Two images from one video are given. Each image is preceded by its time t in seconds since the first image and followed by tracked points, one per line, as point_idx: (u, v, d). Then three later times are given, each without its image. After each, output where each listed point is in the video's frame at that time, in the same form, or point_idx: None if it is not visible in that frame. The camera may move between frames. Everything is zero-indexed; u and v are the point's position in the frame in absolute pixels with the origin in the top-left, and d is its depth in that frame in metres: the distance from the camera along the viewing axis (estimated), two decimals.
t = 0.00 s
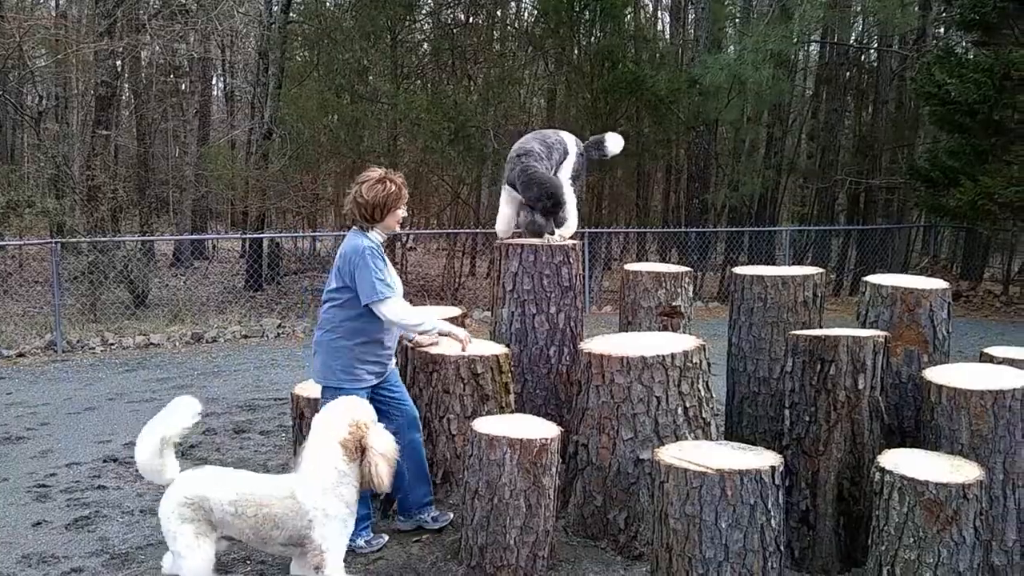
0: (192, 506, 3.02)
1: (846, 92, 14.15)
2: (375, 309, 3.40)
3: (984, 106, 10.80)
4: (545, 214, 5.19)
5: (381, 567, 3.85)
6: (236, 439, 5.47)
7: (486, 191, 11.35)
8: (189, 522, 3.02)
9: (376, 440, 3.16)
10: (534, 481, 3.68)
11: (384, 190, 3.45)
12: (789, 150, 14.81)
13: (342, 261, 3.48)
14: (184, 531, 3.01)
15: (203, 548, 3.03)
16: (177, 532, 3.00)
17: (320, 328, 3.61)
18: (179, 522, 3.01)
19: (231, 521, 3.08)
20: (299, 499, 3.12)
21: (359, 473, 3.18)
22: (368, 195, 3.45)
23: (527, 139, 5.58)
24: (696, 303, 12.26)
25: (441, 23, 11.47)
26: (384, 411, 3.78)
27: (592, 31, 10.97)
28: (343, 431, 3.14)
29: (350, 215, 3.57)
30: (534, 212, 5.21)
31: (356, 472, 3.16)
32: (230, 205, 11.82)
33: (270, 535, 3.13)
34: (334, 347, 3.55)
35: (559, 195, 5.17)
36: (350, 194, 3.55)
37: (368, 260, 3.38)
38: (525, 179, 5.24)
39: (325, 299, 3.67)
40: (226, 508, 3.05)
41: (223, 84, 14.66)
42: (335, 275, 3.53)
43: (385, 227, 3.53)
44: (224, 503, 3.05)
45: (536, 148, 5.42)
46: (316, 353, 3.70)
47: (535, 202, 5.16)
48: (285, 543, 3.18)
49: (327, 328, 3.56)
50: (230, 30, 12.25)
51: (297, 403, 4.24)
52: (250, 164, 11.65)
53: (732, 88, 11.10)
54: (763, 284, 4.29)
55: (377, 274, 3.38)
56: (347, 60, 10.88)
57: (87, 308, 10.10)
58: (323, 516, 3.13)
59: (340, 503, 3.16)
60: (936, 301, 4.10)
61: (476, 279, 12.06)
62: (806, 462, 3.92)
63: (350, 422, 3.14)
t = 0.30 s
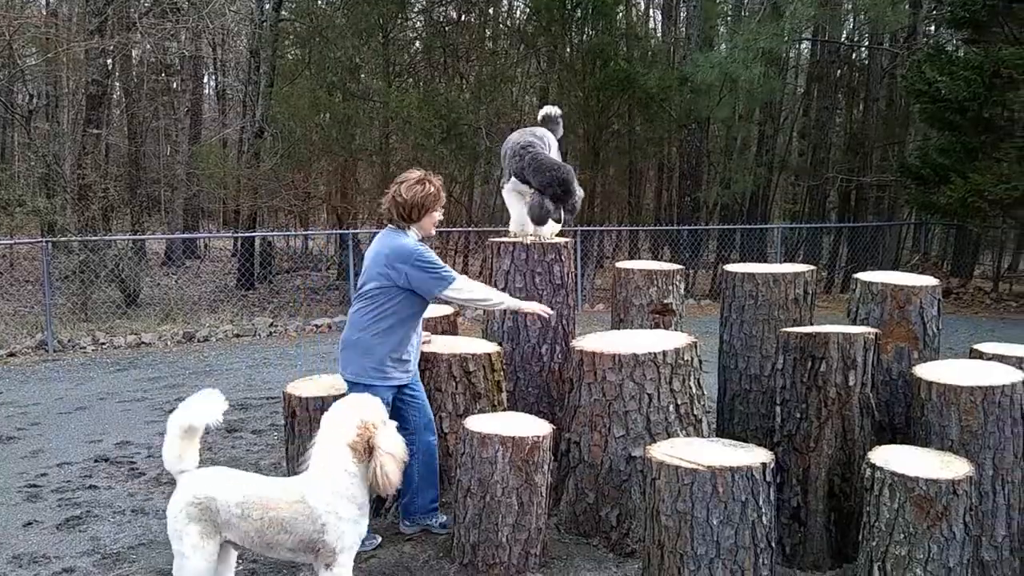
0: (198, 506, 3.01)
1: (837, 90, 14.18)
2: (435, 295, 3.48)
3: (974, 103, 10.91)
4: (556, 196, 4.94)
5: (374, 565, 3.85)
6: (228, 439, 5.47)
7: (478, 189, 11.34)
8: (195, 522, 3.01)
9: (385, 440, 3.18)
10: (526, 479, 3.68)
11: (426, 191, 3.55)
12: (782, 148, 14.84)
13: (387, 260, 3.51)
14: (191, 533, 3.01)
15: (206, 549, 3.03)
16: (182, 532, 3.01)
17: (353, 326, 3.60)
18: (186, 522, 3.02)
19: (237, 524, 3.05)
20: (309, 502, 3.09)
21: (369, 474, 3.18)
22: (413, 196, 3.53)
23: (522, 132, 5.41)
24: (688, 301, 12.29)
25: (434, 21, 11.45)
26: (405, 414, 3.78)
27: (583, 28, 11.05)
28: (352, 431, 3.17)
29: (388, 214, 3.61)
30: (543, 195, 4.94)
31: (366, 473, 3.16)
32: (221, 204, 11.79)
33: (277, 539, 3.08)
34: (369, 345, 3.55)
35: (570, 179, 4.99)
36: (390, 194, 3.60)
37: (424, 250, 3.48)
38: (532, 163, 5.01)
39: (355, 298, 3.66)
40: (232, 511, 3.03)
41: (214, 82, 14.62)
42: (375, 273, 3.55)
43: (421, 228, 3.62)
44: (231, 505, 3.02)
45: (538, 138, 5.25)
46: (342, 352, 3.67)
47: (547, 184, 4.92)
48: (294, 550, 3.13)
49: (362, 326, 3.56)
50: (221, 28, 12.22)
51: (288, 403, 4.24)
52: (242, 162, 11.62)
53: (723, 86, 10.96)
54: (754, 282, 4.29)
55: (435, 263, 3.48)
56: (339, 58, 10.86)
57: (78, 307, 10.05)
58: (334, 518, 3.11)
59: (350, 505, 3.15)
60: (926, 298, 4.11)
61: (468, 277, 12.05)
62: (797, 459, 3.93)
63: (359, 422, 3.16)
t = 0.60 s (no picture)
0: (194, 509, 3.00)
1: (824, 88, 14.24)
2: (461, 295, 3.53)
3: (960, 100, 10.94)
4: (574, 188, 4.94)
5: (362, 564, 3.85)
6: (216, 438, 5.46)
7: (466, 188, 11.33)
8: (190, 524, 3.00)
9: (384, 443, 3.16)
10: (514, 477, 3.69)
11: (456, 194, 3.59)
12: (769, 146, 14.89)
13: (416, 257, 3.52)
14: (186, 538, 2.99)
15: (201, 551, 3.02)
16: (176, 536, 2.99)
17: (370, 317, 3.59)
18: (181, 526, 2.99)
19: (232, 525, 3.04)
20: (305, 502, 3.11)
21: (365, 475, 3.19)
22: (443, 197, 3.56)
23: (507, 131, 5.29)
24: (676, 299, 12.32)
25: (422, 20, 11.44)
26: (407, 410, 3.79)
27: (571, 27, 11.07)
28: (350, 431, 3.16)
29: (415, 211, 3.63)
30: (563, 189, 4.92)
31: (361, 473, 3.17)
32: (209, 203, 11.75)
33: (271, 539, 3.08)
34: (387, 338, 3.56)
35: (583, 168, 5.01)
36: (420, 192, 3.61)
37: (455, 250, 3.52)
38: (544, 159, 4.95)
39: (374, 289, 3.65)
40: (228, 512, 3.03)
41: (202, 81, 14.58)
42: (401, 268, 3.55)
43: (445, 227, 3.67)
44: (228, 506, 3.02)
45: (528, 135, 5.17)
46: (354, 341, 3.65)
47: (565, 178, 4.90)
48: (287, 550, 3.13)
49: (380, 318, 3.56)
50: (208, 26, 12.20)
51: (276, 402, 4.22)
52: (230, 161, 11.60)
53: (711, 84, 11.00)
54: (741, 279, 4.30)
55: (464, 263, 3.52)
56: (327, 56, 10.83)
57: (65, 307, 10.01)
58: (328, 518, 3.12)
59: (346, 505, 3.16)
60: (911, 294, 4.13)
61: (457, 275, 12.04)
62: (783, 455, 3.95)
63: (358, 423, 3.15)
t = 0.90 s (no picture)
0: (177, 510, 2.98)
1: (806, 87, 14.32)
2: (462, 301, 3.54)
3: (940, 99, 11.04)
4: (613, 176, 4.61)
5: (345, 565, 3.85)
6: (199, 439, 5.43)
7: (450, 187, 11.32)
8: (173, 525, 2.98)
9: (370, 441, 3.15)
10: (497, 476, 3.69)
11: (462, 200, 3.62)
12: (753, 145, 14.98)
13: (421, 259, 3.51)
14: (169, 539, 2.99)
15: (184, 552, 3.01)
16: (158, 536, 2.98)
17: (368, 314, 3.55)
18: (164, 527, 2.98)
19: (215, 526, 3.03)
20: (289, 502, 3.09)
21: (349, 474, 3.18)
22: (450, 202, 3.58)
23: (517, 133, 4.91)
24: (659, 297, 12.37)
25: (405, 19, 11.40)
26: (395, 410, 3.78)
27: (554, 27, 11.10)
28: (335, 430, 3.16)
29: (420, 214, 3.62)
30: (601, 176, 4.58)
31: (346, 473, 3.16)
32: (192, 203, 11.69)
33: (254, 539, 3.06)
34: (384, 337, 3.53)
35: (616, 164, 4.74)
36: (427, 195, 3.61)
37: (460, 255, 3.53)
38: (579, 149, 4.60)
39: (372, 286, 3.61)
40: (211, 513, 3.01)
41: (185, 81, 14.50)
42: (404, 268, 3.53)
43: (448, 230, 3.68)
44: (211, 507, 3.01)
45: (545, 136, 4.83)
46: (347, 337, 3.59)
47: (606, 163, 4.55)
48: (270, 550, 3.12)
49: (379, 317, 3.53)
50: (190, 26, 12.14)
51: (259, 402, 4.20)
52: (213, 161, 11.56)
53: (694, 83, 11.11)
54: (723, 277, 4.31)
55: (467, 269, 3.54)
56: (310, 56, 10.79)
57: (47, 308, 9.93)
58: (312, 517, 3.11)
59: (330, 504, 3.16)
60: (891, 291, 4.15)
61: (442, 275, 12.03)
62: (766, 452, 3.96)
63: (343, 422, 3.15)
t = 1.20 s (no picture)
0: (157, 514, 2.96)
1: (784, 86, 14.42)
2: (450, 302, 3.54)
3: (916, 98, 11.14)
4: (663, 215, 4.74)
5: (326, 567, 3.84)
6: (178, 442, 5.40)
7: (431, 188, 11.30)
8: (152, 529, 2.96)
9: (349, 442, 3.13)
10: (478, 477, 3.69)
11: (448, 200, 3.60)
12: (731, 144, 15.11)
13: (409, 259, 3.50)
14: (147, 543, 2.96)
15: (163, 556, 2.99)
16: (136, 541, 2.95)
17: (356, 315, 3.53)
18: (142, 531, 2.96)
19: (194, 529, 3.01)
20: (269, 504, 3.08)
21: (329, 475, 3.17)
22: (436, 202, 3.56)
23: (549, 145, 5.00)
24: (639, 296, 12.42)
25: (385, 20, 11.38)
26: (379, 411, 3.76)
27: (534, 27, 11.12)
28: (314, 431, 3.13)
29: (406, 214, 3.61)
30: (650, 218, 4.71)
31: (326, 474, 3.14)
32: (171, 204, 11.61)
33: (235, 543, 3.05)
34: (371, 338, 3.52)
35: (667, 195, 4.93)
36: (412, 196, 3.59)
37: (448, 255, 3.54)
38: (628, 181, 4.70)
39: (359, 287, 3.59)
40: (190, 516, 2.99)
41: (163, 81, 14.43)
42: (392, 269, 3.52)
43: (435, 231, 3.66)
44: (190, 510, 2.99)
45: (583, 149, 4.95)
46: (334, 338, 3.57)
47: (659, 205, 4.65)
48: (251, 553, 3.11)
49: (367, 318, 3.52)
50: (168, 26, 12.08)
51: (238, 404, 4.18)
52: (192, 162, 11.50)
53: (673, 83, 11.15)
54: (701, 276, 4.33)
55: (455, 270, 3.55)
56: (289, 56, 10.71)
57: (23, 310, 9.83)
58: (292, 519, 3.10)
59: (310, 506, 3.15)
60: (867, 290, 4.18)
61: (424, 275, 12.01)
62: (745, 450, 3.98)
63: (322, 423, 3.12)
